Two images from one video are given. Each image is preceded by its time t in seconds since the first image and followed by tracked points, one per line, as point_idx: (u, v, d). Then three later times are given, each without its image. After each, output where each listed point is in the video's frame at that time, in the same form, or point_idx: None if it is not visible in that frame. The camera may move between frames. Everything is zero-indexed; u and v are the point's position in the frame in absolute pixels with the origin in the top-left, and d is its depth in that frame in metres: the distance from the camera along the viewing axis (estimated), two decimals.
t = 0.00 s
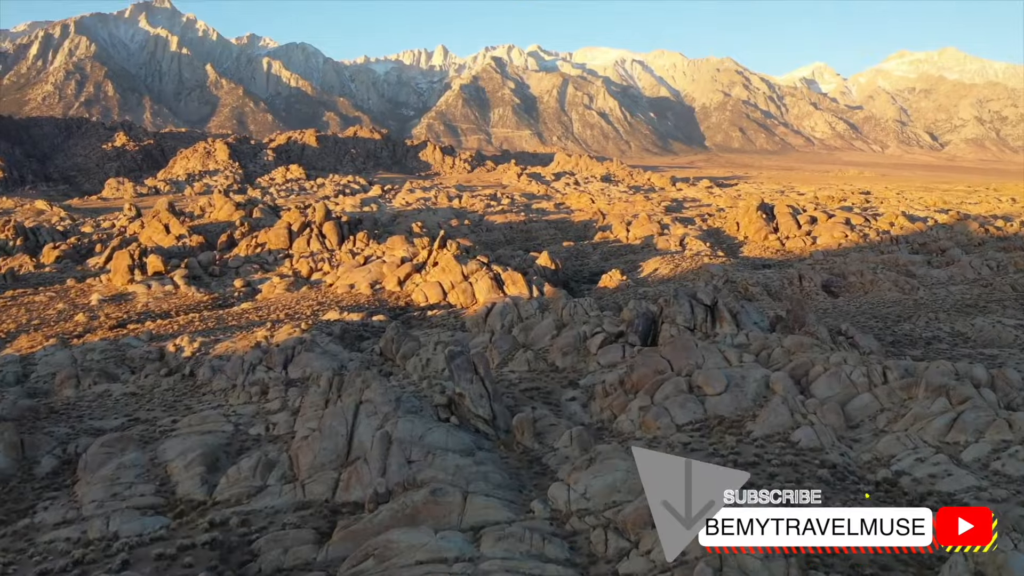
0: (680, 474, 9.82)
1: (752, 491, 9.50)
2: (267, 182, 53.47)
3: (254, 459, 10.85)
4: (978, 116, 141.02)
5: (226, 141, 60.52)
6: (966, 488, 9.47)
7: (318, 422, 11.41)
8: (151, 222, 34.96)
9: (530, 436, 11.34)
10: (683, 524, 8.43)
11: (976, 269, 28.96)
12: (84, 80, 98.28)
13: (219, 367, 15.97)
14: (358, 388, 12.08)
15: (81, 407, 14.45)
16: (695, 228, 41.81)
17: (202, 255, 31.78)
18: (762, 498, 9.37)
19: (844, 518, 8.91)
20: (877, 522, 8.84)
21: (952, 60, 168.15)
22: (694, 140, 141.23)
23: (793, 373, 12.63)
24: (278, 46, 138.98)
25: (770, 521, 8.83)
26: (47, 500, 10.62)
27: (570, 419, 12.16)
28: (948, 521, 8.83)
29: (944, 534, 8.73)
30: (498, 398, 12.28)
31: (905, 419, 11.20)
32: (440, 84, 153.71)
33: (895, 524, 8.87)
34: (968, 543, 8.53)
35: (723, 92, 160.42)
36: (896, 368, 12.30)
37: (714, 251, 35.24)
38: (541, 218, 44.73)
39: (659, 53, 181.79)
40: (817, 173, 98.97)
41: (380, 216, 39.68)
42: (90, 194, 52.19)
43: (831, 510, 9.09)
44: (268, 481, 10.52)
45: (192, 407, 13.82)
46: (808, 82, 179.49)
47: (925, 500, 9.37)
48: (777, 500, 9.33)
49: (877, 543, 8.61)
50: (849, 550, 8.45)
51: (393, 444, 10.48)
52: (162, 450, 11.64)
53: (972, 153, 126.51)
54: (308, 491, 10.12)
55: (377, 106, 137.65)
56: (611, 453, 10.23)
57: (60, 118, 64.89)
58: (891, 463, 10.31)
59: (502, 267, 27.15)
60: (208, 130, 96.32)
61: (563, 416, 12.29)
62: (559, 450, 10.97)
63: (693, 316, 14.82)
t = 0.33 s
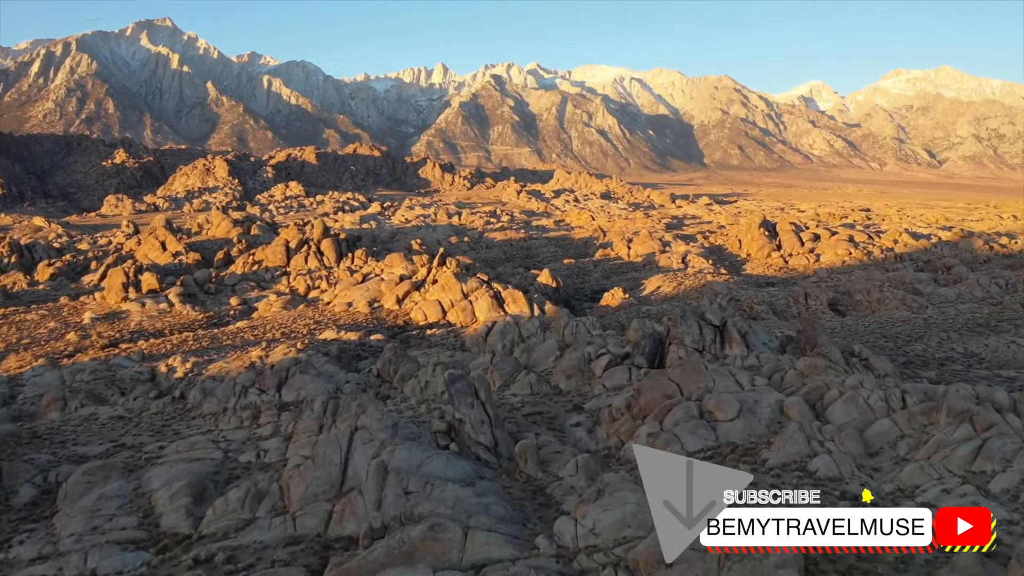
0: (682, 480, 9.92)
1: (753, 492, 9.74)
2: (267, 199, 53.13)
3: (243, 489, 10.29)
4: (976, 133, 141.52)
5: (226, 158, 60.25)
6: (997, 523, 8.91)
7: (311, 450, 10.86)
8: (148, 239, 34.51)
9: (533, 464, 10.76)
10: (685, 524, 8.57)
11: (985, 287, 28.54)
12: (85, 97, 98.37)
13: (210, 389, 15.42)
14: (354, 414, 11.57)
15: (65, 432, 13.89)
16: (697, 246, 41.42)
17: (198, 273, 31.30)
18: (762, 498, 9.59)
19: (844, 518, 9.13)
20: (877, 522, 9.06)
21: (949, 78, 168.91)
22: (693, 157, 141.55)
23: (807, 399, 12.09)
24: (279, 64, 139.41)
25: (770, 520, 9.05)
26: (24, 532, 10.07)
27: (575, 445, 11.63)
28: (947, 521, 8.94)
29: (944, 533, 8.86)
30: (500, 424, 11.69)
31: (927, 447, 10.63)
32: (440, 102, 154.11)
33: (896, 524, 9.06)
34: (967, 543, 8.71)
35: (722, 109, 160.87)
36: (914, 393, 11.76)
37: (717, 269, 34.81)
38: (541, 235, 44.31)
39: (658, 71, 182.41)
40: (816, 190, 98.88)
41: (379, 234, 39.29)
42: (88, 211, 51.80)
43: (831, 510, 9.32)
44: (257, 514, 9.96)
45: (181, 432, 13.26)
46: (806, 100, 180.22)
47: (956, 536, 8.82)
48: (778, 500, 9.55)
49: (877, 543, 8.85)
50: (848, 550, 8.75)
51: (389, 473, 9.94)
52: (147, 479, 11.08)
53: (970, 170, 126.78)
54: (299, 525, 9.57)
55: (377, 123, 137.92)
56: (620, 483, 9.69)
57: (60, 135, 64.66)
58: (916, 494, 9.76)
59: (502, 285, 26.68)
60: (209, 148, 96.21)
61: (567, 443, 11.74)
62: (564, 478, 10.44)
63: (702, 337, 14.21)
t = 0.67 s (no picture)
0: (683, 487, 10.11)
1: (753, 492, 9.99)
2: (266, 214, 52.74)
3: (231, 517, 9.77)
4: (974, 149, 141.91)
5: (225, 173, 59.92)
6: None
7: (304, 476, 10.37)
8: (144, 254, 34.08)
9: (537, 491, 10.24)
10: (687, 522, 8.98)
11: (992, 303, 28.13)
12: (85, 113, 98.45)
13: (201, 410, 14.91)
14: (350, 439, 11.09)
15: (49, 455, 13.37)
16: (699, 262, 41.03)
17: (194, 288, 30.83)
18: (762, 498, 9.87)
19: (844, 517, 9.20)
20: (876, 521, 9.10)
21: (946, 94, 169.59)
22: (692, 172, 141.69)
23: (821, 421, 11.59)
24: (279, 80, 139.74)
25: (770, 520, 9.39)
26: None
27: (580, 471, 11.15)
28: (947, 521, 8.98)
29: (944, 533, 8.98)
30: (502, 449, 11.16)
31: (948, 473, 10.10)
32: (439, 118, 154.36)
33: (894, 524, 9.07)
34: (968, 543, 8.81)
35: (720, 125, 161.33)
36: (933, 415, 11.27)
37: (719, 285, 34.40)
38: (540, 251, 43.90)
39: (656, 87, 182.86)
40: (815, 206, 98.72)
41: (378, 249, 38.91)
42: (86, 226, 51.41)
43: (832, 510, 9.37)
44: (246, 545, 9.45)
45: (170, 456, 12.76)
46: (804, 116, 180.77)
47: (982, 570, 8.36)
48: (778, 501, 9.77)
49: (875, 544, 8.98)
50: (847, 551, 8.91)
51: (385, 501, 9.45)
52: (132, 507, 10.57)
53: (968, 185, 126.96)
54: (289, 557, 9.05)
55: (376, 139, 138.11)
56: (628, 511, 9.21)
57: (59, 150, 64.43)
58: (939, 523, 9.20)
59: (502, 301, 26.22)
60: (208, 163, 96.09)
61: (572, 467, 11.25)
62: (568, 506, 9.93)
63: (709, 356, 13.70)
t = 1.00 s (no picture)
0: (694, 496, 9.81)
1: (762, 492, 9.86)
2: (265, 231, 52.35)
3: (216, 552, 9.19)
4: (971, 167, 142.29)
5: (223, 191, 59.61)
6: None
7: (296, 507, 9.80)
8: (140, 272, 33.60)
9: (541, 522, 9.69)
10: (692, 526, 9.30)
11: (1000, 322, 27.69)
12: (86, 130, 98.54)
13: (190, 434, 14.36)
14: (344, 467, 10.55)
15: (29, 482, 12.78)
16: (700, 279, 40.62)
17: (189, 306, 30.32)
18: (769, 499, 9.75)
19: (843, 512, 9.20)
20: (876, 514, 9.17)
21: (943, 112, 170.38)
22: (690, 190, 141.86)
23: (839, 448, 11.01)
24: (279, 99, 140.13)
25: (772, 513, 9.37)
26: None
27: (586, 501, 10.58)
28: (947, 522, 9.02)
29: (944, 533, 8.91)
30: (504, 477, 10.58)
31: (976, 504, 9.50)
32: (438, 136, 154.70)
33: (894, 518, 9.19)
34: (967, 543, 8.72)
35: (719, 143, 161.66)
36: (956, 441, 10.68)
37: (722, 303, 33.94)
38: (540, 268, 43.47)
39: (655, 105, 183.51)
40: (814, 223, 98.57)
41: (377, 267, 38.47)
42: (85, 243, 50.97)
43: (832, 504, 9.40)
44: None
45: (155, 484, 12.18)
46: (802, 134, 181.40)
47: None
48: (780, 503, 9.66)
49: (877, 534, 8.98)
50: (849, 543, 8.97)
51: (380, 535, 8.90)
52: (112, 539, 9.98)
53: (966, 203, 127.11)
54: None
55: (376, 156, 138.25)
56: (639, 549, 8.64)
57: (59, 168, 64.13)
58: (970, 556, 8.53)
59: (502, 320, 25.71)
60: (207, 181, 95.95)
61: (578, 497, 10.70)
62: (575, 539, 9.36)
63: (720, 378, 13.16)
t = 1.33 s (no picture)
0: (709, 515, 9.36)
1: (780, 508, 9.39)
2: (263, 248, 51.91)
3: None
4: (969, 185, 142.50)
5: (223, 208, 59.23)
6: None
7: (286, 539, 9.26)
8: (135, 289, 33.08)
9: (546, 556, 9.14)
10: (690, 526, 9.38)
11: (1009, 340, 27.23)
12: (86, 147, 98.54)
13: (179, 458, 13.80)
14: (337, 496, 10.04)
15: (7, 510, 12.20)
16: (702, 297, 40.17)
17: (184, 324, 29.78)
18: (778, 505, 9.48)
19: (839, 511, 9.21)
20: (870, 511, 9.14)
21: (940, 130, 171.04)
22: (689, 208, 141.86)
23: (859, 475, 10.44)
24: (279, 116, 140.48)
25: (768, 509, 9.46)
26: None
27: (593, 532, 10.03)
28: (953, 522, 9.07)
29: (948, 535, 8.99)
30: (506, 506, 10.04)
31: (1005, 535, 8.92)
32: (438, 153, 154.96)
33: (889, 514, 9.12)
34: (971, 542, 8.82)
35: (717, 161, 162.01)
36: (981, 468, 10.12)
37: (725, 321, 33.47)
38: (540, 286, 43.00)
39: (654, 123, 184.04)
40: (812, 241, 98.34)
41: (375, 284, 37.99)
42: (82, 260, 50.51)
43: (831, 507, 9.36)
44: None
45: (139, 512, 11.62)
46: (800, 152, 181.96)
47: None
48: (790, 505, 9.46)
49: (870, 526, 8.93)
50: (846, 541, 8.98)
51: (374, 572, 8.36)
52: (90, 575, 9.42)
53: (964, 221, 127.16)
54: None
55: (375, 174, 138.33)
56: None
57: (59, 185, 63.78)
58: None
59: (503, 338, 25.19)
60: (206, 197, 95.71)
61: (584, 527, 10.18)
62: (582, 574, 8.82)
63: (730, 401, 12.61)
